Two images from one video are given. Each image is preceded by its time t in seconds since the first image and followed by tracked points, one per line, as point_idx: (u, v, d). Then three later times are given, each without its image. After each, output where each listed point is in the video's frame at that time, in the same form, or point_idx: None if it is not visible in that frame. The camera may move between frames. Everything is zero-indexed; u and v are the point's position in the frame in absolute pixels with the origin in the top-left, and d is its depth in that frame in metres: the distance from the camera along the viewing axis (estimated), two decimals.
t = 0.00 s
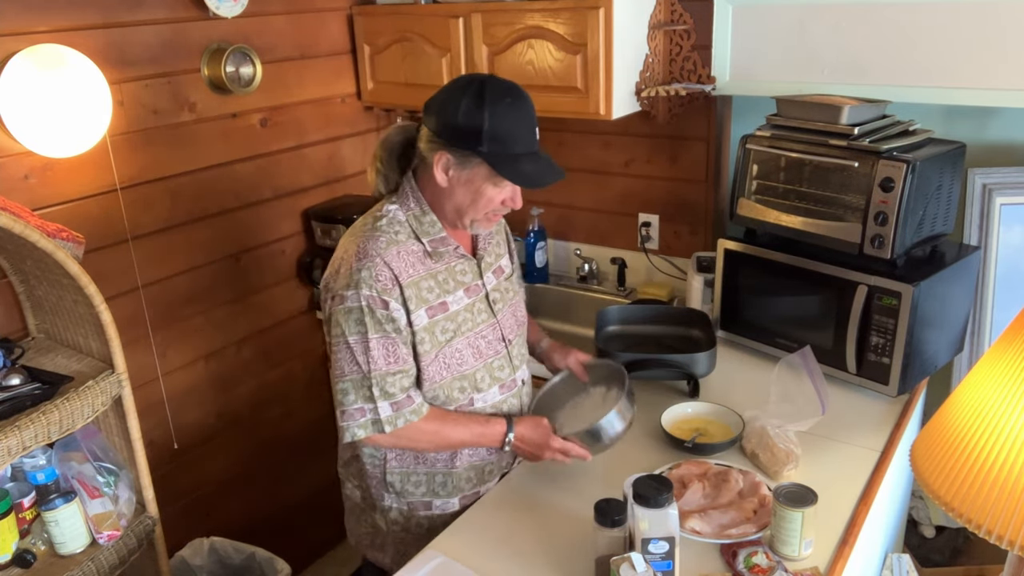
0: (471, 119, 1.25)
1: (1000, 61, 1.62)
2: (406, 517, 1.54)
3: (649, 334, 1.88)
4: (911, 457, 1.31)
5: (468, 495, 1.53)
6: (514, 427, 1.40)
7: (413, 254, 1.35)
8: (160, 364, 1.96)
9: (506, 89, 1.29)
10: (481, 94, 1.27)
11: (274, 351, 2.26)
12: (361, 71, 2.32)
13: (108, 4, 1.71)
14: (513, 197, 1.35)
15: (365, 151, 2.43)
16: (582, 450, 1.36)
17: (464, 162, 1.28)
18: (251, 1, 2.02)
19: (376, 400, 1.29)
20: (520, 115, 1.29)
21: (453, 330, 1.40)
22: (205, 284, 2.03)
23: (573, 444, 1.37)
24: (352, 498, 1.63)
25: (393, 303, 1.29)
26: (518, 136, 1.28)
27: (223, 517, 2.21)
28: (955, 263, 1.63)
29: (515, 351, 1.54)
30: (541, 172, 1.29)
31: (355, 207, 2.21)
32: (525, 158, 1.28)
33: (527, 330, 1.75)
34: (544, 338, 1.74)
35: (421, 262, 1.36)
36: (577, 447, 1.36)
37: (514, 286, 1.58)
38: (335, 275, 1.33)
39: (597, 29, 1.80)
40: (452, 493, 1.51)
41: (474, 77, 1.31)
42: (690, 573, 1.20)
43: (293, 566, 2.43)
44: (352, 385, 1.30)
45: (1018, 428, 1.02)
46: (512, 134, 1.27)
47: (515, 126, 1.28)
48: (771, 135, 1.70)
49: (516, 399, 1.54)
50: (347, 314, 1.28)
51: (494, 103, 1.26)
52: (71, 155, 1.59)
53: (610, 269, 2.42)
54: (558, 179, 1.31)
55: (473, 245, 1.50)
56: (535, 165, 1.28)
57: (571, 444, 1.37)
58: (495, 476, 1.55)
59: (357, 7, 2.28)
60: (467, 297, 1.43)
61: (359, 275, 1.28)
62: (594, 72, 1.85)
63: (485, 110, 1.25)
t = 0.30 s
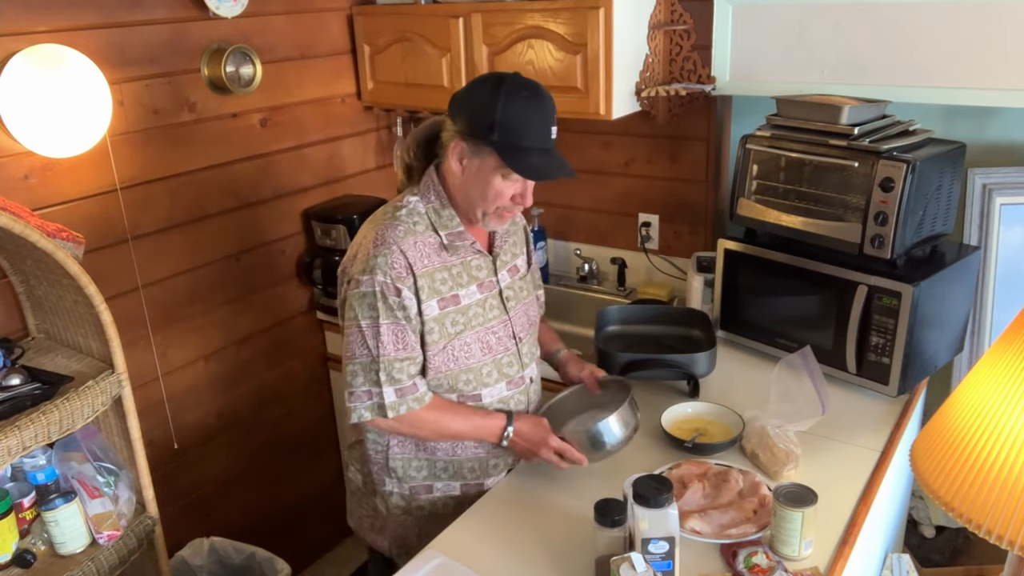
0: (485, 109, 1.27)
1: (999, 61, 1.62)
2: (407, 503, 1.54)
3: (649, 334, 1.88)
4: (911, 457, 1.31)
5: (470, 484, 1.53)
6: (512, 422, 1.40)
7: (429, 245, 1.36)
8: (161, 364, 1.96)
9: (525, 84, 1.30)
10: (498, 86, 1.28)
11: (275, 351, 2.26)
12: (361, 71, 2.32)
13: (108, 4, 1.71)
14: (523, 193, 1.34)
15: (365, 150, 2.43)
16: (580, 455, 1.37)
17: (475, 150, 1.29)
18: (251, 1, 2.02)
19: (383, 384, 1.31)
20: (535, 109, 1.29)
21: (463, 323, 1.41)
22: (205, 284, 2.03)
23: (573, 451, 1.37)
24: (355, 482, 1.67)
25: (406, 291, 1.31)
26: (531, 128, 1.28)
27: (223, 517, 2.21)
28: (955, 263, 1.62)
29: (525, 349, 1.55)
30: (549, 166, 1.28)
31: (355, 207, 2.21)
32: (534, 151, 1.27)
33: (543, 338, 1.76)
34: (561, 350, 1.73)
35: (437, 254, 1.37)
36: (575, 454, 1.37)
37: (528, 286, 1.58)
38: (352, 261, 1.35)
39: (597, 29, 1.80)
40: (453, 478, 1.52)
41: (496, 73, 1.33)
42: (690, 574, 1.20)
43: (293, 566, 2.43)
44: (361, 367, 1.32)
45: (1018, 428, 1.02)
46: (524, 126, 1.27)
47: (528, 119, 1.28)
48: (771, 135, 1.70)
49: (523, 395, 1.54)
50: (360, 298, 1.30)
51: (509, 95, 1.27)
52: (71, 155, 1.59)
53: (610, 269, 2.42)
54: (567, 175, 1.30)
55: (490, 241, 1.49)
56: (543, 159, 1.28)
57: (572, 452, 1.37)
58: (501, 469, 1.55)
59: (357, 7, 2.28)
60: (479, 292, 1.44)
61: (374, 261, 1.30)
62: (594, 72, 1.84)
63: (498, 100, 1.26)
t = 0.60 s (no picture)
0: (486, 104, 1.28)
1: (999, 61, 1.62)
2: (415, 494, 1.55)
3: (648, 334, 1.88)
4: (911, 457, 1.31)
5: (478, 479, 1.53)
6: (510, 440, 1.38)
7: (437, 244, 1.37)
8: (161, 364, 1.96)
9: (529, 80, 1.30)
10: (501, 82, 1.29)
11: (274, 351, 2.26)
12: (361, 71, 2.32)
13: (108, 4, 1.71)
14: (522, 190, 1.34)
15: (365, 150, 2.43)
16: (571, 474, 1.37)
17: (477, 145, 1.31)
18: (251, 1, 2.02)
19: (382, 383, 1.30)
20: (537, 106, 1.29)
21: (472, 321, 1.42)
22: (205, 284, 2.03)
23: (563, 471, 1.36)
24: (356, 475, 1.67)
25: (412, 292, 1.31)
26: (531, 124, 1.28)
27: (223, 517, 2.21)
28: (955, 263, 1.63)
29: (531, 345, 1.54)
30: (547, 163, 1.28)
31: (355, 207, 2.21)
32: (533, 147, 1.28)
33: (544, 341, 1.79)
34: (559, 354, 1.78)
35: (445, 253, 1.38)
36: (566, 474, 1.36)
37: (534, 283, 1.58)
38: (362, 257, 1.36)
39: (597, 29, 1.80)
40: (462, 471, 1.53)
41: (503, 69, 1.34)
42: (690, 574, 1.20)
43: (293, 566, 2.43)
44: (364, 365, 1.32)
45: (1018, 428, 1.02)
46: (524, 122, 1.27)
47: (529, 115, 1.28)
48: (771, 135, 1.70)
49: (530, 391, 1.54)
50: (364, 296, 1.30)
51: (510, 91, 1.28)
52: (71, 155, 1.59)
53: (610, 269, 2.42)
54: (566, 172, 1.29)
55: (497, 239, 1.50)
56: (542, 155, 1.28)
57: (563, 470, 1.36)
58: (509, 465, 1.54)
59: (357, 7, 2.28)
60: (487, 290, 1.44)
61: (383, 259, 1.30)
62: (594, 72, 1.85)
63: (499, 95, 1.27)
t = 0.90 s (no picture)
0: (461, 108, 1.27)
1: (999, 61, 1.62)
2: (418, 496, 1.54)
3: (648, 334, 1.88)
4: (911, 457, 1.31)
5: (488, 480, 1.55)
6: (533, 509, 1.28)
7: (429, 257, 1.35)
8: (160, 364, 1.96)
9: (503, 81, 1.28)
10: (474, 85, 1.28)
11: (274, 351, 2.26)
12: (361, 71, 2.32)
13: (108, 4, 1.71)
14: (506, 193, 1.33)
15: (365, 151, 2.43)
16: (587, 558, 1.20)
17: (455, 151, 1.30)
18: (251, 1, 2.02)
19: (398, 404, 1.28)
20: (514, 107, 1.27)
21: (472, 330, 1.41)
22: (205, 284, 2.03)
23: (579, 546, 1.21)
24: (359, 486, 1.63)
25: (414, 307, 1.29)
26: (509, 125, 1.26)
27: (223, 517, 2.21)
28: (955, 263, 1.62)
29: (528, 345, 1.57)
30: (527, 164, 1.26)
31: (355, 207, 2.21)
32: (512, 149, 1.26)
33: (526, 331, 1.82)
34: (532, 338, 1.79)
35: (438, 265, 1.36)
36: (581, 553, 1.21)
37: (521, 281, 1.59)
38: (353, 278, 1.32)
39: (597, 29, 1.80)
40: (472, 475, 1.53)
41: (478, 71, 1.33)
42: (690, 573, 1.20)
43: (293, 566, 2.43)
44: (376, 388, 1.30)
45: (1018, 428, 1.02)
46: (500, 123, 1.25)
47: (505, 116, 1.26)
48: (771, 135, 1.70)
49: (530, 391, 1.57)
50: (367, 319, 1.28)
51: (485, 93, 1.26)
52: (71, 155, 1.59)
53: (610, 269, 2.42)
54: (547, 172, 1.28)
55: (484, 244, 1.51)
56: (520, 157, 1.26)
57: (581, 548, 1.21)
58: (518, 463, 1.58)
59: (357, 6, 2.28)
60: (481, 296, 1.44)
61: (380, 279, 1.27)
62: (594, 72, 1.85)
63: (474, 99, 1.26)
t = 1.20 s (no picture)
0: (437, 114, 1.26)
1: (999, 61, 1.61)
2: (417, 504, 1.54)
3: (648, 334, 1.88)
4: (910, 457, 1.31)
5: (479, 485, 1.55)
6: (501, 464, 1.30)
7: (407, 264, 1.35)
8: (160, 365, 1.96)
9: (477, 84, 1.29)
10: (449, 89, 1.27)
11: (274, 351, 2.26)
12: (361, 71, 2.32)
13: (108, 4, 1.71)
14: (487, 195, 1.34)
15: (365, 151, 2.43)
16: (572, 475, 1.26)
17: (433, 158, 1.28)
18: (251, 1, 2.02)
19: (369, 418, 1.27)
20: (489, 110, 1.28)
21: (453, 335, 1.42)
22: (205, 285, 2.03)
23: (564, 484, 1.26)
24: (346, 506, 1.60)
25: (387, 318, 1.28)
26: (486, 130, 1.28)
27: (223, 517, 2.21)
28: (955, 263, 1.62)
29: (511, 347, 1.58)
30: (509, 167, 1.28)
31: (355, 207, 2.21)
32: (493, 153, 1.27)
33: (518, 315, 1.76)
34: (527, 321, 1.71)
35: (416, 271, 1.37)
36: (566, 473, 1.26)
37: (503, 283, 1.60)
38: (325, 284, 1.29)
39: (597, 29, 1.80)
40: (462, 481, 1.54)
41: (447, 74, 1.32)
42: (690, 573, 1.20)
43: (293, 567, 2.43)
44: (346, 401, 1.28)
45: (1018, 428, 1.02)
46: (479, 127, 1.26)
47: (482, 120, 1.27)
48: (771, 135, 1.70)
49: (517, 392, 1.58)
50: (338, 329, 1.26)
51: (461, 98, 1.27)
52: (71, 155, 1.59)
53: (610, 269, 2.42)
54: (529, 174, 1.30)
55: (462, 246, 1.52)
56: (501, 160, 1.27)
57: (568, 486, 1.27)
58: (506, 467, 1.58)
59: (357, 7, 2.28)
60: (461, 301, 1.44)
61: (354, 289, 1.26)
62: (594, 72, 1.85)
63: (451, 105, 1.26)
